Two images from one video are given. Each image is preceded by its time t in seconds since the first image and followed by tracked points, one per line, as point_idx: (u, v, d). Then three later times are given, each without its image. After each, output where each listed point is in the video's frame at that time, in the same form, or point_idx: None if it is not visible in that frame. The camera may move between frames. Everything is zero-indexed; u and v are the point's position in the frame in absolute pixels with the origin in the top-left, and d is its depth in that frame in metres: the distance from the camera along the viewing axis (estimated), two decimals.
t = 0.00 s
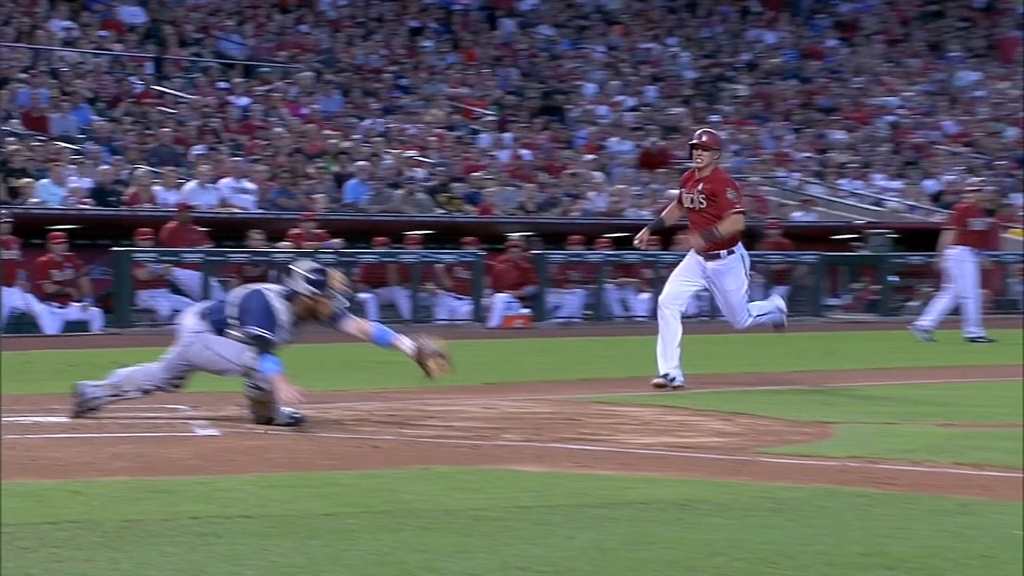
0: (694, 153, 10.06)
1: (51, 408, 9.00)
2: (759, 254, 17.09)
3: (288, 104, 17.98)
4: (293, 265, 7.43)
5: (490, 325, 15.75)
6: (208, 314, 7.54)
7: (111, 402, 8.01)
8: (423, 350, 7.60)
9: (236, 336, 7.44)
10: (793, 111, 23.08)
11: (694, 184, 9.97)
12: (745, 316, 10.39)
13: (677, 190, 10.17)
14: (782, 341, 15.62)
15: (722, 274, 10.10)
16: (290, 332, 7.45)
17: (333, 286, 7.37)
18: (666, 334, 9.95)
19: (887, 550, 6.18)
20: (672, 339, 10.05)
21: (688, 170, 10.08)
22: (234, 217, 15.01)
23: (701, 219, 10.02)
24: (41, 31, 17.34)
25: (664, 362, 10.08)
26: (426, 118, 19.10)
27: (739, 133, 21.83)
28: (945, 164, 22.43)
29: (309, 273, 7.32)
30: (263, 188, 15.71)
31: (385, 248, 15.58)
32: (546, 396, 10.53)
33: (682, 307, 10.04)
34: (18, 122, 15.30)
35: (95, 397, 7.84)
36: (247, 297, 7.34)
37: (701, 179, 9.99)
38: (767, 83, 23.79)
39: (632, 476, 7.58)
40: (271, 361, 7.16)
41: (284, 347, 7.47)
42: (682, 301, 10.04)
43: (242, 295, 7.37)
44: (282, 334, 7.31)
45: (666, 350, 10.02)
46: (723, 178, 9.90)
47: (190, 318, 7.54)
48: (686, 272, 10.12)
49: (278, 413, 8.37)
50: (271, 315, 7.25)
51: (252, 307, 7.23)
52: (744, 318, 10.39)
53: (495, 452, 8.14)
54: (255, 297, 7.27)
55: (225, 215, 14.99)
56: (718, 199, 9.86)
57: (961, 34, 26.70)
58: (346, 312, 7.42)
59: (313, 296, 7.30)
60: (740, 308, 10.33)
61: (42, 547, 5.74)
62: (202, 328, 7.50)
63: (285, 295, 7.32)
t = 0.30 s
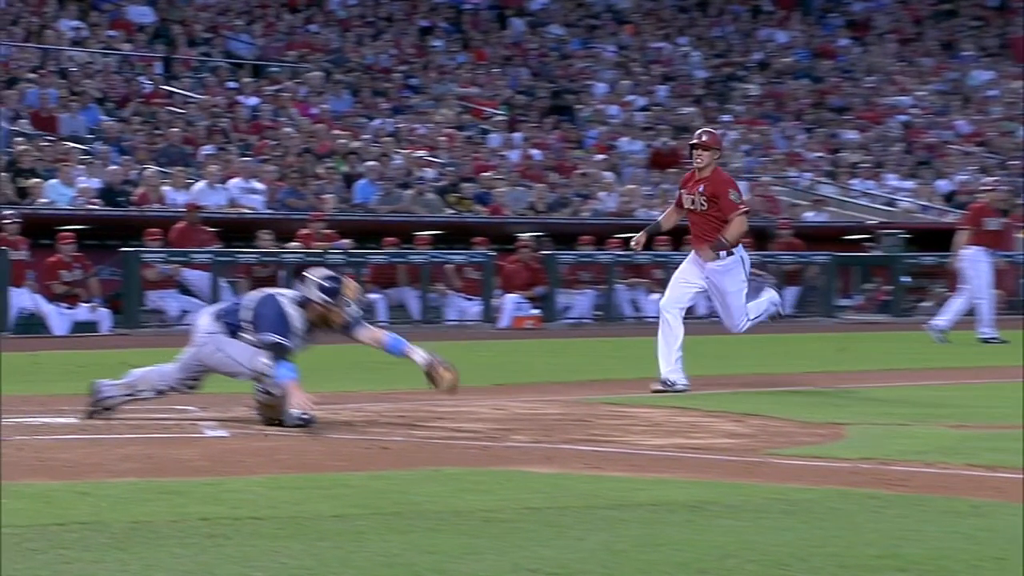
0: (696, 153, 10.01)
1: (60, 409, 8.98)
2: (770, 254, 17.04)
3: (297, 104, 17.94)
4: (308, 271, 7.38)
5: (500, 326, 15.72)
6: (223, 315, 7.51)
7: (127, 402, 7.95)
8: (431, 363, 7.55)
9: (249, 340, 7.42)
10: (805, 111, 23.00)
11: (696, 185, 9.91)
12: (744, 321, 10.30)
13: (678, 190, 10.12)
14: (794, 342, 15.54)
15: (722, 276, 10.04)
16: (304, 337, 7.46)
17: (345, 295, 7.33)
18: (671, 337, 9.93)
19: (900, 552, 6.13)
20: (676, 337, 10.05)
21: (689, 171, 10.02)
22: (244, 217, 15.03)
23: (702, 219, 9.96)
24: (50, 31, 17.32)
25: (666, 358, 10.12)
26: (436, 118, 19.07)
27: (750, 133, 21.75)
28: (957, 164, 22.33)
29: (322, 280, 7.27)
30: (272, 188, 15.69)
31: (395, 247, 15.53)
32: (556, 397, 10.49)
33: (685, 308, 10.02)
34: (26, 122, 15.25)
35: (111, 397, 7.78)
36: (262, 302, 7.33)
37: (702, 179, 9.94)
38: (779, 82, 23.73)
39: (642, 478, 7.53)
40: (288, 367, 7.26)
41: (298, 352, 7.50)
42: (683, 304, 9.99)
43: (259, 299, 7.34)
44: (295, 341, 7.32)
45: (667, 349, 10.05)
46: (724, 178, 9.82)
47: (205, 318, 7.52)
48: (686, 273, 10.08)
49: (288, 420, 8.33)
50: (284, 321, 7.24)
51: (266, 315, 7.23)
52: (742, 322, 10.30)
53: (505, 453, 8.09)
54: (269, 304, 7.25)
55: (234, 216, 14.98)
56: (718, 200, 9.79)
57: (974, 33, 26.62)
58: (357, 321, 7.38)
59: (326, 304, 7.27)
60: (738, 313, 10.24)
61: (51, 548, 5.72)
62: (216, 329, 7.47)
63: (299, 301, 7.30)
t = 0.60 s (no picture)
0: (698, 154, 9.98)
1: (70, 410, 8.97)
2: (781, 255, 17.04)
3: (306, 104, 17.93)
4: (320, 281, 7.43)
5: (510, 326, 15.70)
6: (238, 315, 7.48)
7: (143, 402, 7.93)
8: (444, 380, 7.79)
9: (263, 342, 7.38)
10: (816, 110, 22.93)
11: (696, 186, 9.86)
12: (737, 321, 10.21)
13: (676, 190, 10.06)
14: (805, 343, 15.47)
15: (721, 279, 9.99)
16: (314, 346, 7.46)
17: (358, 304, 7.38)
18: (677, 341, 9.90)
19: (912, 554, 6.08)
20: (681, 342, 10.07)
21: (689, 172, 9.98)
22: (253, 218, 14.97)
23: (701, 219, 9.90)
24: (59, 31, 17.31)
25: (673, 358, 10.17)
26: (446, 118, 19.04)
27: (761, 133, 21.68)
28: (970, 164, 22.23)
29: (336, 287, 7.34)
30: (281, 188, 15.65)
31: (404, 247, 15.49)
32: (566, 398, 10.46)
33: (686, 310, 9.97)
34: (35, 122, 15.42)
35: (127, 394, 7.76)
36: (275, 308, 7.32)
37: (701, 180, 9.89)
38: (790, 82, 23.67)
39: (652, 479, 7.49)
40: (303, 373, 7.28)
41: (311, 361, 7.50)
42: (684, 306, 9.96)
43: (270, 306, 7.32)
44: (308, 348, 7.32)
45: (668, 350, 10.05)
46: (724, 179, 9.77)
47: (221, 318, 7.49)
48: (686, 273, 10.04)
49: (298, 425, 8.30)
50: (299, 327, 7.24)
51: (281, 320, 7.23)
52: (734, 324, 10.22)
53: (515, 454, 8.05)
54: (283, 309, 7.25)
55: (243, 216, 14.95)
56: (717, 199, 9.74)
57: (987, 33, 26.55)
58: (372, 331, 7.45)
59: (339, 313, 7.32)
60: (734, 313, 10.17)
61: (60, 549, 5.69)
62: (230, 330, 7.44)
63: (312, 308, 7.31)
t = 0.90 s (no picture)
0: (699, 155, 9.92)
1: (78, 411, 8.96)
2: (792, 255, 17.03)
3: (315, 104, 17.93)
4: (334, 285, 7.42)
5: (520, 327, 15.67)
6: (254, 317, 7.44)
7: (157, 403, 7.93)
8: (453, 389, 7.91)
9: (276, 347, 7.35)
10: (827, 110, 22.86)
11: (696, 187, 9.78)
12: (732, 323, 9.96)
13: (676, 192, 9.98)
14: (816, 343, 15.43)
15: (716, 279, 9.85)
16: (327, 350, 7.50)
17: (370, 313, 7.39)
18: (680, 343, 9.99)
19: (925, 556, 6.04)
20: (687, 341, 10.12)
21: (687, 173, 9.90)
22: (261, 218, 14.94)
23: (700, 220, 9.82)
24: (67, 31, 17.30)
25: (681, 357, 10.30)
26: (455, 118, 19.01)
27: (772, 133, 21.61)
28: (982, 164, 22.14)
29: (348, 295, 7.33)
30: (290, 188, 15.64)
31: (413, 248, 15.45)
32: (576, 399, 10.43)
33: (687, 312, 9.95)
34: (43, 123, 15.36)
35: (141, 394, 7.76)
36: (289, 313, 7.34)
37: (701, 181, 9.82)
38: (801, 82, 23.60)
39: (663, 481, 7.45)
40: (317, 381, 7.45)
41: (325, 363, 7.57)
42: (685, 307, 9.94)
43: (284, 312, 7.33)
44: (323, 354, 7.37)
45: (673, 351, 10.12)
46: (724, 179, 9.70)
47: (238, 319, 7.46)
48: (685, 274, 9.98)
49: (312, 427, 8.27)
50: (312, 334, 7.28)
51: (295, 328, 7.25)
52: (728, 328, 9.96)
53: (525, 456, 8.01)
54: (297, 317, 7.27)
55: (252, 216, 14.92)
56: (717, 200, 9.66)
57: (999, 32, 26.46)
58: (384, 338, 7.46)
59: (351, 320, 7.33)
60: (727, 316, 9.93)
61: (69, 550, 5.67)
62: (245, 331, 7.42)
63: (325, 315, 7.32)
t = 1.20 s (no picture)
0: (693, 154, 9.76)
1: (97, 412, 8.96)
2: (813, 255, 16.95)
3: (334, 104, 17.92)
4: (362, 301, 7.58)
5: (538, 327, 15.65)
6: (285, 323, 7.67)
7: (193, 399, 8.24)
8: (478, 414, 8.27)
9: (298, 358, 7.59)
10: (848, 110, 22.74)
11: (696, 190, 9.64)
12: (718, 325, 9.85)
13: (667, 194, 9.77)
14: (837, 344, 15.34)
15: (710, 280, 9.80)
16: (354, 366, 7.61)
17: (394, 329, 7.45)
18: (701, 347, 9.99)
19: (946, 558, 5.96)
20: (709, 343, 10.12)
21: (682, 175, 9.73)
22: (279, 219, 14.92)
23: (700, 223, 9.69)
24: (85, 31, 17.32)
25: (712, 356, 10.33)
26: (474, 118, 18.98)
27: (793, 132, 21.49)
28: (1005, 164, 21.99)
29: (374, 309, 7.45)
30: (308, 189, 15.62)
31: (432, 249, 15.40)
32: (595, 400, 10.39)
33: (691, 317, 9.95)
34: (61, 123, 15.33)
35: (176, 388, 8.09)
36: (317, 325, 7.53)
37: (698, 183, 9.68)
38: (822, 81, 23.46)
39: (681, 482, 7.39)
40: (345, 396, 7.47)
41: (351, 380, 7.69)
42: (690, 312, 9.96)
43: (312, 323, 7.55)
44: (348, 368, 7.49)
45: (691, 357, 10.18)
46: (723, 180, 9.62)
47: (270, 323, 7.69)
48: (683, 279, 10.02)
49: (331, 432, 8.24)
50: (338, 347, 7.42)
51: (320, 338, 7.44)
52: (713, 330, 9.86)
53: (542, 458, 7.94)
54: (324, 328, 7.45)
55: (270, 216, 14.91)
56: (720, 202, 9.57)
57: (1022, 31, 26.31)
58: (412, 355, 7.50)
59: (374, 335, 7.45)
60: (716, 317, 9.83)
61: (85, 551, 5.65)
62: (273, 337, 7.66)
63: (350, 327, 7.47)
